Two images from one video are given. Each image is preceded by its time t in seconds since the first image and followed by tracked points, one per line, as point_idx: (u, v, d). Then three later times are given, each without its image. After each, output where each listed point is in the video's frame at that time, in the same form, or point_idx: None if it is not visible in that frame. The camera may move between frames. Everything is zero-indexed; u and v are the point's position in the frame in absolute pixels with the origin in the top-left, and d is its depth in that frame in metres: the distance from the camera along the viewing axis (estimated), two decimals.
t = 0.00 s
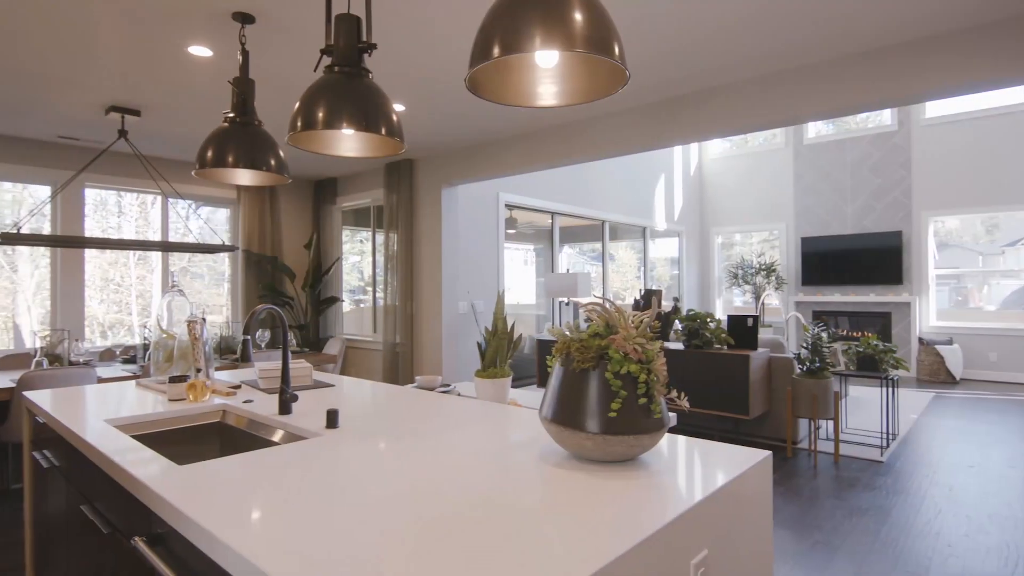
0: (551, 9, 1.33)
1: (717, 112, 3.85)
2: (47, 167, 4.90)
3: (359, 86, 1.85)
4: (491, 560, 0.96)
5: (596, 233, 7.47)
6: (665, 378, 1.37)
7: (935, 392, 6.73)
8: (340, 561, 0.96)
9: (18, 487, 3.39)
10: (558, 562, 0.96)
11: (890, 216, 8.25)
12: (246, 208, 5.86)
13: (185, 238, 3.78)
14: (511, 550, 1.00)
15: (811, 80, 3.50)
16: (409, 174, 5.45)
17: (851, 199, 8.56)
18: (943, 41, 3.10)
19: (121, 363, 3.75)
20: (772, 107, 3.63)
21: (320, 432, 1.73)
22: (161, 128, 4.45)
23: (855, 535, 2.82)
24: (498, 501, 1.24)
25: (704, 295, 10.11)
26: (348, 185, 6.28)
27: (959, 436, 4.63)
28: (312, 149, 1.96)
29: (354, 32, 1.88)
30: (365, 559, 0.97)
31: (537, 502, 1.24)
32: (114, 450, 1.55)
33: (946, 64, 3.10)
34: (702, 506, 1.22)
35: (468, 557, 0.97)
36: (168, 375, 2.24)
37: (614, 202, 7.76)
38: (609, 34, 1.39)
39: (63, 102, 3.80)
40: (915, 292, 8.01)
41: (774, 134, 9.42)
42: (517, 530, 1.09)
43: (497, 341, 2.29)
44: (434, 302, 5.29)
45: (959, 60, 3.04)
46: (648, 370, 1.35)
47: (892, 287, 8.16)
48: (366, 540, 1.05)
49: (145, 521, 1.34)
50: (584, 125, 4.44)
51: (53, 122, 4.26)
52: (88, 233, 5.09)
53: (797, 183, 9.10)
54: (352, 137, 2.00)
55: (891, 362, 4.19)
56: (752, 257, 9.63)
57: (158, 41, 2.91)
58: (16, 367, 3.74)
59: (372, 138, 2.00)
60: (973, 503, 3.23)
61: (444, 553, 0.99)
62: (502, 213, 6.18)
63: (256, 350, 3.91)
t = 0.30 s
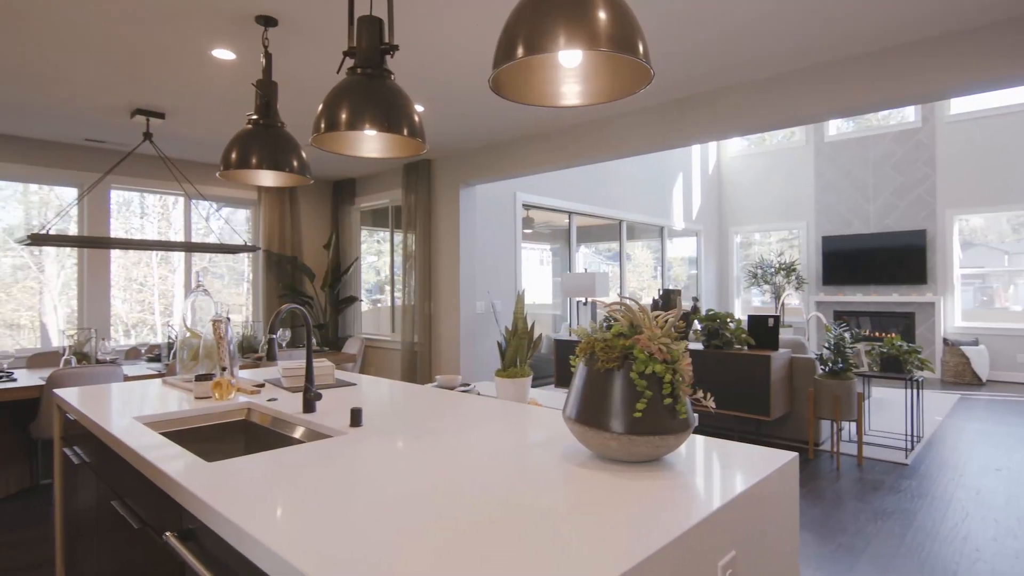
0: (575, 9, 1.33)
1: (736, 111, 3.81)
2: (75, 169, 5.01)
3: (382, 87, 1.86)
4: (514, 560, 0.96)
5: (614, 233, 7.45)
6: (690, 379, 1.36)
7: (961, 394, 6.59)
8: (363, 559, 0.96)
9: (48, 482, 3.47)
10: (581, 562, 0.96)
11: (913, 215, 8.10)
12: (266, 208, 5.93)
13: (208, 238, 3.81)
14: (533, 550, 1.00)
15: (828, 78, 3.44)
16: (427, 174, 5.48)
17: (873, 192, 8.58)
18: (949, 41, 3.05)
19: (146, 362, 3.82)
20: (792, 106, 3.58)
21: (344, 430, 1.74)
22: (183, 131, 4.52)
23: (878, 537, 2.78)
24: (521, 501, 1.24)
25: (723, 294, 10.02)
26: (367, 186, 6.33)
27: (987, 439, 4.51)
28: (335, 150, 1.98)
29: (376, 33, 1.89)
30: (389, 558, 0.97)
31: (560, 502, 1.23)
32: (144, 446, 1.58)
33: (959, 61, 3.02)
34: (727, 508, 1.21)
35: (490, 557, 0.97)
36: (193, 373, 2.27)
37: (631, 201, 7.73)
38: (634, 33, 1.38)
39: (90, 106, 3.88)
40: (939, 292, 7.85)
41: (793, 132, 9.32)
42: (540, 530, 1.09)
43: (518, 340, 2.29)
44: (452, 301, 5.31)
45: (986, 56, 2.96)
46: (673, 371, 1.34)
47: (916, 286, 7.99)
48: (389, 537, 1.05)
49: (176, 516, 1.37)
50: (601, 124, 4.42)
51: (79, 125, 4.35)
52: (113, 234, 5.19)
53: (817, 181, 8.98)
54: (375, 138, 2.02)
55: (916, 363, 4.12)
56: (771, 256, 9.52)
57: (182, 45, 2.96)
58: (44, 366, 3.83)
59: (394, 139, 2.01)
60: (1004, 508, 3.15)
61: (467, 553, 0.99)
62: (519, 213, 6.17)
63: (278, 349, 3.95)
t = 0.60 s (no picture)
0: (601, 7, 1.32)
1: (757, 108, 3.76)
2: (103, 171, 5.12)
3: (406, 88, 1.87)
4: (542, 559, 0.96)
5: (632, 232, 7.41)
6: (718, 380, 1.35)
7: (989, 396, 6.44)
8: (392, 558, 0.97)
9: (78, 477, 3.56)
10: (609, 563, 0.95)
11: (938, 214, 7.95)
12: (288, 209, 6.00)
13: (232, 238, 3.85)
14: (561, 550, 1.00)
15: (851, 75, 3.38)
16: (446, 174, 5.50)
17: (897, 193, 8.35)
18: (973, 36, 3.00)
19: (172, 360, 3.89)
20: (815, 103, 3.53)
21: (370, 429, 1.76)
22: (207, 133, 4.59)
23: (903, 541, 2.74)
24: (548, 500, 1.24)
25: (743, 294, 9.92)
26: (386, 186, 6.37)
27: (1018, 442, 4.40)
28: (360, 150, 2.00)
29: (399, 35, 1.90)
30: (421, 554, 0.98)
31: (587, 502, 1.23)
32: (175, 443, 1.61)
33: (971, 60, 3.01)
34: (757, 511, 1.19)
35: (518, 556, 0.97)
36: (219, 372, 2.31)
37: (650, 201, 7.67)
38: (660, 31, 1.37)
39: (117, 109, 3.96)
40: (966, 292, 7.69)
41: (814, 129, 9.20)
42: (567, 530, 1.09)
43: (539, 340, 2.29)
44: (471, 301, 5.32)
45: (1015, 51, 2.89)
46: (701, 372, 1.33)
47: (942, 285, 7.83)
48: (417, 536, 1.06)
49: (207, 513, 1.39)
50: (620, 123, 4.40)
51: (107, 128, 4.44)
52: (138, 235, 5.29)
53: (840, 181, 8.84)
54: (398, 139, 2.03)
55: (944, 364, 4.05)
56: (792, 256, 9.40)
57: (208, 48, 3.01)
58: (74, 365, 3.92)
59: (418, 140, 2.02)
60: None
61: (495, 552, 0.99)
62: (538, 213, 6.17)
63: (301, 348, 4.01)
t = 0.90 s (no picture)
0: (628, 5, 1.31)
1: (778, 106, 3.72)
2: (128, 172, 5.22)
3: (428, 88, 1.88)
4: (568, 559, 0.96)
5: (650, 231, 7.37)
6: (745, 380, 1.34)
7: (1017, 399, 6.29)
8: (419, 556, 0.98)
9: (105, 473, 3.63)
10: (635, 564, 0.95)
11: (963, 212, 7.79)
12: (308, 209, 6.06)
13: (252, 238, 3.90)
14: (587, 550, 0.99)
15: (874, 71, 3.33)
16: (463, 174, 5.52)
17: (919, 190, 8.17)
18: (999, 31, 2.94)
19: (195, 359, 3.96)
20: (836, 100, 3.48)
21: (394, 428, 1.77)
22: (228, 134, 4.65)
23: (931, 545, 2.69)
24: (572, 500, 1.24)
25: (762, 293, 9.81)
26: (405, 186, 6.40)
27: None
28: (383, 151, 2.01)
29: (422, 36, 1.90)
30: (449, 553, 0.99)
31: (612, 503, 1.22)
32: (204, 439, 1.64)
33: (983, 59, 2.97)
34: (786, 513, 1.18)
35: (543, 555, 0.97)
36: (243, 370, 2.34)
37: (669, 199, 7.62)
38: (686, 28, 1.36)
39: (142, 111, 4.03)
40: (993, 291, 7.51)
41: (835, 127, 9.07)
42: (592, 530, 1.08)
43: (560, 340, 2.28)
44: (488, 300, 5.33)
45: None
46: (728, 372, 1.32)
47: (968, 285, 7.67)
48: (443, 534, 1.06)
49: (237, 509, 1.41)
50: (638, 122, 4.38)
51: (132, 130, 4.52)
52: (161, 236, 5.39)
53: (862, 179, 8.70)
54: (420, 139, 2.04)
55: (972, 365, 3.96)
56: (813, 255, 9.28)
57: (231, 51, 3.05)
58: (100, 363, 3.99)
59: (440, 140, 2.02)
60: None
61: (521, 551, 0.99)
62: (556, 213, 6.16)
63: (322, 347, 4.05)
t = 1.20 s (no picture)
0: (657, 3, 1.30)
1: (801, 104, 3.67)
2: (157, 175, 5.33)
3: (453, 88, 1.89)
4: (592, 559, 0.96)
5: (671, 230, 7.31)
6: (778, 381, 1.32)
7: None
8: (446, 553, 0.99)
9: (136, 469, 3.71)
10: (661, 564, 0.95)
11: (995, 211, 7.60)
12: (330, 210, 6.13)
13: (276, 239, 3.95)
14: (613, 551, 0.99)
15: (898, 68, 3.28)
16: (485, 174, 5.54)
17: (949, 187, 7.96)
18: None
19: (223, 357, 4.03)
20: (860, 97, 3.42)
21: (422, 426, 1.78)
22: (252, 137, 4.73)
23: (966, 551, 2.63)
24: (597, 500, 1.24)
25: (786, 293, 9.67)
26: (426, 186, 6.44)
27: None
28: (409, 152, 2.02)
29: (448, 37, 1.91)
30: (481, 551, 1.00)
31: (638, 503, 1.22)
32: (236, 435, 1.67)
33: (982, 60, 3.00)
34: (820, 517, 1.16)
35: (568, 555, 0.98)
36: (271, 369, 2.37)
37: (691, 198, 7.55)
38: (716, 25, 1.35)
39: (170, 115, 4.11)
40: None
41: (860, 123, 8.91)
42: (617, 530, 1.08)
43: (584, 340, 2.27)
44: (509, 300, 5.34)
45: None
46: (759, 373, 1.31)
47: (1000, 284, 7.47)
48: (469, 532, 1.07)
49: (269, 505, 1.43)
50: (660, 120, 4.35)
51: (160, 134, 4.61)
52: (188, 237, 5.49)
53: (889, 176, 8.52)
54: (446, 139, 2.05)
55: (1006, 367, 3.87)
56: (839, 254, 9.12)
57: (256, 55, 3.11)
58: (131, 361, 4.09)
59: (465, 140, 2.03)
60: None
61: (547, 550, 1.00)
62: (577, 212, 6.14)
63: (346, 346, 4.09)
